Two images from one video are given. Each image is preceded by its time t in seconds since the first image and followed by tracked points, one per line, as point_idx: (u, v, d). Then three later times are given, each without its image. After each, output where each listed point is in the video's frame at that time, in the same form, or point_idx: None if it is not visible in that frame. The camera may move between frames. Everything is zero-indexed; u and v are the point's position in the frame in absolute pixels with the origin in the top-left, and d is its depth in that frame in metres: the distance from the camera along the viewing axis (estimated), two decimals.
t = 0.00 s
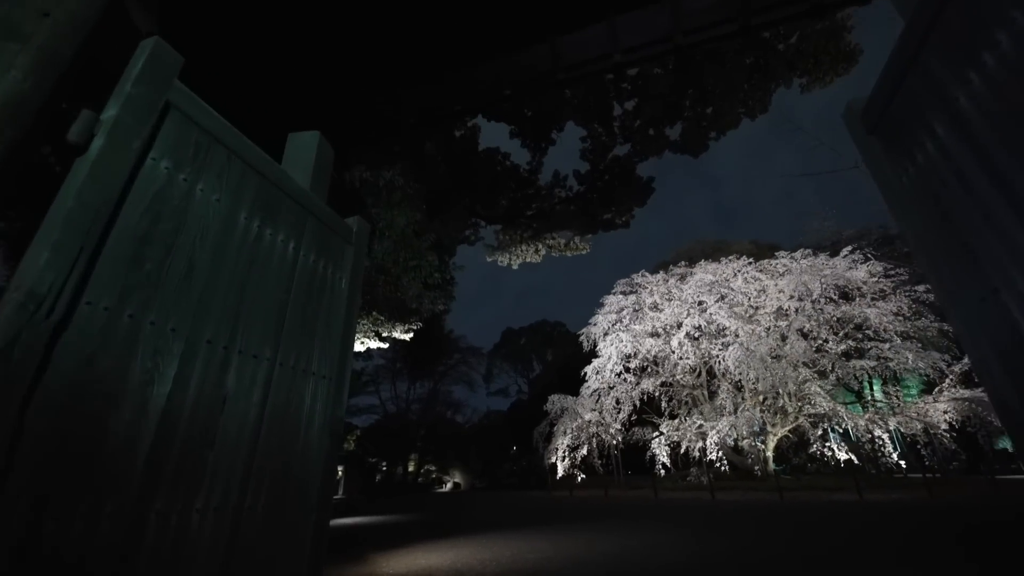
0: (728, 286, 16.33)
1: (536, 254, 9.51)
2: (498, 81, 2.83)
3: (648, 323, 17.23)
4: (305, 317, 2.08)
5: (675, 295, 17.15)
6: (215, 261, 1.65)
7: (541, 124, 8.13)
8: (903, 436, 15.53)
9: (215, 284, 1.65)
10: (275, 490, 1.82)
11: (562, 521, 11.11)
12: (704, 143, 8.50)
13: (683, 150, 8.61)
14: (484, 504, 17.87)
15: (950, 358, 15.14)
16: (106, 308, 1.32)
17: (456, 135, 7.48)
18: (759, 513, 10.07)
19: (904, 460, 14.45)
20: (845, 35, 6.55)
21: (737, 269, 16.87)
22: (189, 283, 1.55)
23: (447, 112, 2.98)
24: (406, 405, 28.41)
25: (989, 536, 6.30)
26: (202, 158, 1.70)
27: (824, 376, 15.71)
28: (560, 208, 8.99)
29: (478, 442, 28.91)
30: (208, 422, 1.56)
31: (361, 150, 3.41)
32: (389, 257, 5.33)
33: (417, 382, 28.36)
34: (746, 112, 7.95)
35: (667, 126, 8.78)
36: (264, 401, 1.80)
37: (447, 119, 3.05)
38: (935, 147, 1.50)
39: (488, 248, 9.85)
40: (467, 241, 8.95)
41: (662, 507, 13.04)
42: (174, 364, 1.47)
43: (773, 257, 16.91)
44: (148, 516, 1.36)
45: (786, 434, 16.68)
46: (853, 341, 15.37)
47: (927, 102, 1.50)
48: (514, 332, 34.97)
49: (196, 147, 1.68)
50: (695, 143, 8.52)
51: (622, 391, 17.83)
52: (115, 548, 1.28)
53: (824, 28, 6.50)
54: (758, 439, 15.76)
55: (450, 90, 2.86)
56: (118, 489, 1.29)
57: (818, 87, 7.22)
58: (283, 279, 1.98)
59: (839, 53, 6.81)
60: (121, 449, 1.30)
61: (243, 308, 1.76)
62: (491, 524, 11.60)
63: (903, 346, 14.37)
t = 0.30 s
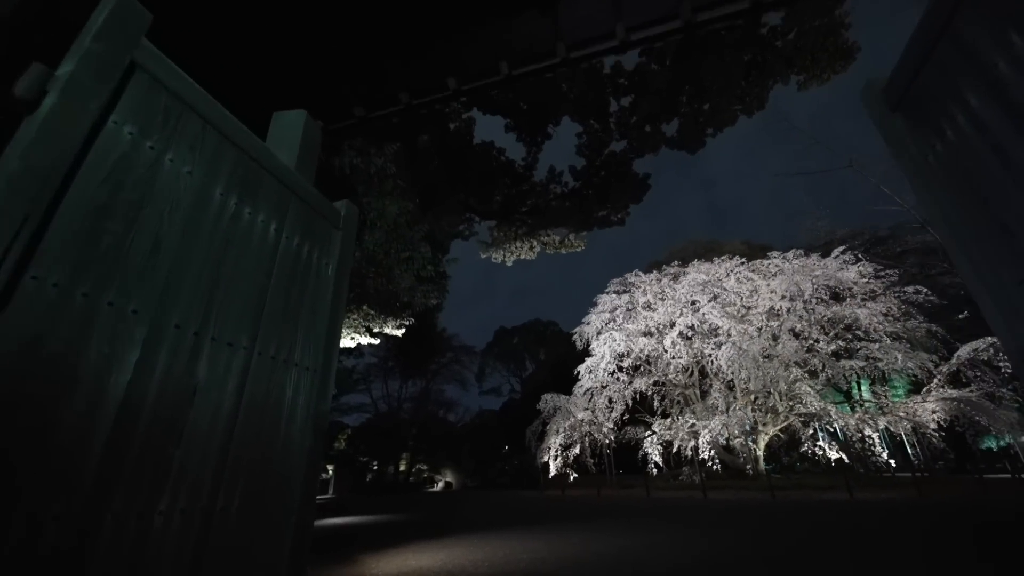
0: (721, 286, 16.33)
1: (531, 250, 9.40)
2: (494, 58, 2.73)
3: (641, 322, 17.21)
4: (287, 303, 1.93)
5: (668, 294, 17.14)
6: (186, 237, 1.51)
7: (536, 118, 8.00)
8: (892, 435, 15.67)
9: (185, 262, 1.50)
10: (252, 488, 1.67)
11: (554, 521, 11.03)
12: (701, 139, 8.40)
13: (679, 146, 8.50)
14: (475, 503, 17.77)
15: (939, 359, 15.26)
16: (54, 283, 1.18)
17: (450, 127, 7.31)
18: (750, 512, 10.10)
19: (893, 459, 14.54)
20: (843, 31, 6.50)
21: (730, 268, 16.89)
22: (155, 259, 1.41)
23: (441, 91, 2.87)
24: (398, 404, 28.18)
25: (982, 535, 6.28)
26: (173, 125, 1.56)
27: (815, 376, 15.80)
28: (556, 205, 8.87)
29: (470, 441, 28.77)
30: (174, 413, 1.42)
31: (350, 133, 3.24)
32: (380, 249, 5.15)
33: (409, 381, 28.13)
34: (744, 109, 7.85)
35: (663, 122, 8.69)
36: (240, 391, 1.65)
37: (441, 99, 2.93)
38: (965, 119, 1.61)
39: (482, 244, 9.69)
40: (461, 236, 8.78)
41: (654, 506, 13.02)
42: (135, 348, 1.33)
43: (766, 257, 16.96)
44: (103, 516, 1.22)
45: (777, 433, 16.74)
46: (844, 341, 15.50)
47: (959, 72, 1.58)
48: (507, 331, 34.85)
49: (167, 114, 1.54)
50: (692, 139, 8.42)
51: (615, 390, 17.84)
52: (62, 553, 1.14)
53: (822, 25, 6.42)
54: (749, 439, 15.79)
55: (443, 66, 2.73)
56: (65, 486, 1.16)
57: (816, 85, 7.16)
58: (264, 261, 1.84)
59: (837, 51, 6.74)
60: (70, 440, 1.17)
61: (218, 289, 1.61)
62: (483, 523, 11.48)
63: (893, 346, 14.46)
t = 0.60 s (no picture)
0: (705, 287, 16.52)
1: (517, 248, 9.24)
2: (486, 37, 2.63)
3: (626, 323, 17.27)
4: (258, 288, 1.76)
5: (653, 295, 17.23)
6: (138, 208, 1.35)
7: (526, 112, 7.89)
8: (867, 435, 16.04)
9: (134, 235, 1.33)
10: (212, 492, 1.50)
11: (539, 521, 10.96)
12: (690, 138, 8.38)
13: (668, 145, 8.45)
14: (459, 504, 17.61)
15: (913, 361, 15.68)
16: None
17: (437, 119, 7.14)
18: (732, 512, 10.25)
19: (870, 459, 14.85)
20: (831, 34, 6.58)
21: (714, 270, 17.09)
22: (99, 230, 1.25)
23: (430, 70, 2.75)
24: (380, 403, 27.77)
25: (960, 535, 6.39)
26: (123, 82, 1.39)
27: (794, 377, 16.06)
28: (544, 202, 8.73)
29: (454, 441, 28.52)
30: (119, 404, 1.25)
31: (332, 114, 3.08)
32: (362, 237, 4.93)
33: (392, 380, 27.74)
34: (732, 110, 7.85)
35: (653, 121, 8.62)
36: (199, 382, 1.48)
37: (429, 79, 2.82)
38: (989, 95, 1.53)
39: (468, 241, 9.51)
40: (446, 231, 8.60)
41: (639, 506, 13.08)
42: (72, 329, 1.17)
43: (749, 260, 17.20)
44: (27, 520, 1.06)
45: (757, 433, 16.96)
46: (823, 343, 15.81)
47: (982, 41, 1.50)
48: (492, 331, 34.69)
49: (116, 70, 1.37)
50: (681, 138, 8.40)
51: (599, 390, 17.86)
52: None
53: (811, 26, 6.59)
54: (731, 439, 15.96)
55: (432, 43, 2.61)
56: None
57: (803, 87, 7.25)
58: (230, 239, 1.66)
59: (824, 53, 6.83)
60: None
61: (175, 267, 1.44)
62: (465, 524, 11.31)
63: (869, 348, 14.77)
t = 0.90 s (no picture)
0: (693, 288, 16.62)
1: (508, 246, 9.08)
2: (480, 9, 2.50)
3: (616, 323, 17.27)
4: (230, 268, 1.58)
5: (642, 295, 17.27)
6: (83, 170, 1.19)
7: (518, 105, 7.75)
8: (852, 435, 16.25)
9: (76, 202, 1.17)
10: (169, 495, 1.33)
11: (527, 523, 10.86)
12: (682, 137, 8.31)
13: (660, 144, 8.34)
14: (446, 505, 17.42)
15: (895, 363, 15.97)
16: None
17: (428, 110, 6.98)
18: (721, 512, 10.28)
19: (854, 459, 15.05)
20: (824, 34, 6.60)
21: (702, 272, 17.19)
22: (34, 192, 1.09)
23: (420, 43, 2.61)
24: (367, 404, 27.38)
25: (945, 534, 6.46)
26: (69, 28, 1.23)
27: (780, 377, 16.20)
28: (536, 198, 8.48)
29: (441, 442, 28.24)
30: (52, 395, 1.08)
31: (314, 91, 2.88)
32: (347, 227, 4.73)
33: (379, 380, 27.36)
34: (724, 109, 7.78)
35: (644, 119, 8.41)
36: (157, 370, 1.31)
37: (419, 52, 2.67)
38: None
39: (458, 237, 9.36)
40: (436, 226, 8.38)
41: (627, 506, 13.09)
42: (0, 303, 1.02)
43: (736, 262, 17.35)
44: None
45: (743, 434, 17.10)
46: (807, 344, 16.02)
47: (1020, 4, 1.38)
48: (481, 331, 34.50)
49: (63, 15, 1.22)
50: (673, 137, 8.33)
51: (588, 391, 17.84)
52: None
53: (803, 27, 6.64)
54: (719, 439, 16.03)
55: (424, 14, 2.46)
56: None
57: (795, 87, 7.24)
58: (197, 213, 1.49)
59: (816, 54, 6.83)
60: None
61: (129, 240, 1.28)
62: (452, 526, 11.14)
63: (852, 350, 14.99)
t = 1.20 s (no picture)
0: (686, 289, 16.66)
1: (501, 244, 8.77)
2: None
3: (609, 323, 17.23)
4: (203, 248, 1.43)
5: (635, 296, 17.26)
6: (31, 129, 1.06)
7: (514, 99, 7.64)
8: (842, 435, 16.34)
9: (20, 165, 1.04)
10: (130, 496, 1.19)
11: (520, 524, 10.72)
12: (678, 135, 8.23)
13: (656, 141, 8.26)
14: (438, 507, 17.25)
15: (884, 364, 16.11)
16: None
17: (421, 102, 6.92)
18: (714, 512, 10.25)
19: (844, 459, 15.14)
20: (821, 32, 6.55)
21: (695, 272, 17.24)
22: None
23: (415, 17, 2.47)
24: (357, 404, 27.07)
25: (939, 534, 6.45)
26: None
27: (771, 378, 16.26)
28: (531, 195, 8.31)
29: (433, 443, 27.98)
30: None
31: (302, 68, 2.74)
32: (336, 217, 4.61)
33: (370, 381, 27.04)
34: (721, 107, 7.72)
35: (640, 116, 8.33)
36: (115, 356, 1.17)
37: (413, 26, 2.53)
38: None
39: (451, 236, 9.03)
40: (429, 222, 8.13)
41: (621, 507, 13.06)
42: None
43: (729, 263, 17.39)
44: None
45: (735, 434, 17.12)
46: (798, 345, 16.12)
47: None
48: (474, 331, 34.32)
49: None
50: (669, 134, 8.25)
51: (581, 391, 17.78)
52: None
53: (800, 24, 6.54)
54: (711, 440, 16.03)
55: None
56: None
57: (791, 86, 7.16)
58: (166, 185, 1.35)
59: (812, 52, 6.72)
60: None
61: (84, 209, 1.14)
62: (444, 528, 10.97)
63: (842, 351, 15.07)
